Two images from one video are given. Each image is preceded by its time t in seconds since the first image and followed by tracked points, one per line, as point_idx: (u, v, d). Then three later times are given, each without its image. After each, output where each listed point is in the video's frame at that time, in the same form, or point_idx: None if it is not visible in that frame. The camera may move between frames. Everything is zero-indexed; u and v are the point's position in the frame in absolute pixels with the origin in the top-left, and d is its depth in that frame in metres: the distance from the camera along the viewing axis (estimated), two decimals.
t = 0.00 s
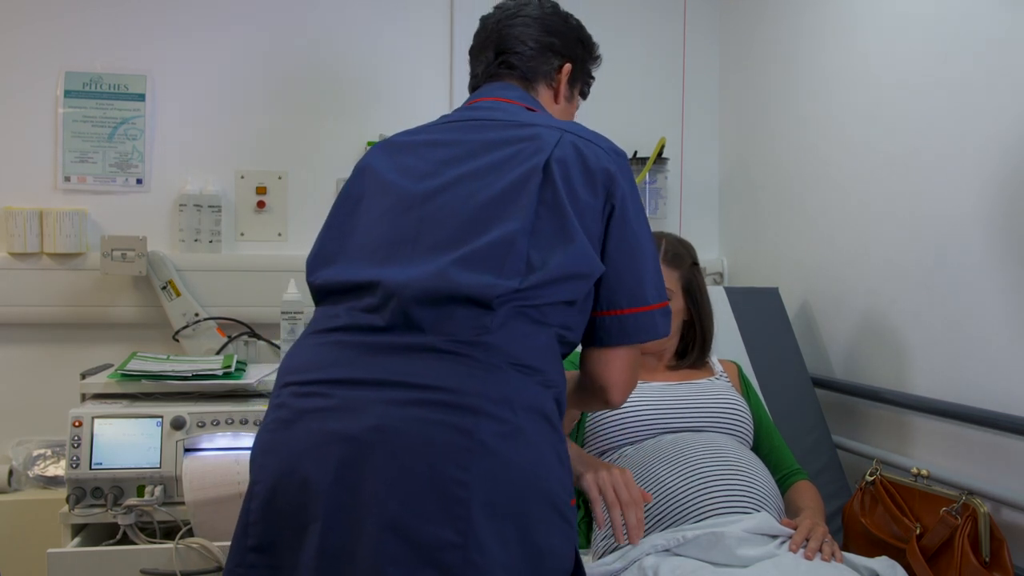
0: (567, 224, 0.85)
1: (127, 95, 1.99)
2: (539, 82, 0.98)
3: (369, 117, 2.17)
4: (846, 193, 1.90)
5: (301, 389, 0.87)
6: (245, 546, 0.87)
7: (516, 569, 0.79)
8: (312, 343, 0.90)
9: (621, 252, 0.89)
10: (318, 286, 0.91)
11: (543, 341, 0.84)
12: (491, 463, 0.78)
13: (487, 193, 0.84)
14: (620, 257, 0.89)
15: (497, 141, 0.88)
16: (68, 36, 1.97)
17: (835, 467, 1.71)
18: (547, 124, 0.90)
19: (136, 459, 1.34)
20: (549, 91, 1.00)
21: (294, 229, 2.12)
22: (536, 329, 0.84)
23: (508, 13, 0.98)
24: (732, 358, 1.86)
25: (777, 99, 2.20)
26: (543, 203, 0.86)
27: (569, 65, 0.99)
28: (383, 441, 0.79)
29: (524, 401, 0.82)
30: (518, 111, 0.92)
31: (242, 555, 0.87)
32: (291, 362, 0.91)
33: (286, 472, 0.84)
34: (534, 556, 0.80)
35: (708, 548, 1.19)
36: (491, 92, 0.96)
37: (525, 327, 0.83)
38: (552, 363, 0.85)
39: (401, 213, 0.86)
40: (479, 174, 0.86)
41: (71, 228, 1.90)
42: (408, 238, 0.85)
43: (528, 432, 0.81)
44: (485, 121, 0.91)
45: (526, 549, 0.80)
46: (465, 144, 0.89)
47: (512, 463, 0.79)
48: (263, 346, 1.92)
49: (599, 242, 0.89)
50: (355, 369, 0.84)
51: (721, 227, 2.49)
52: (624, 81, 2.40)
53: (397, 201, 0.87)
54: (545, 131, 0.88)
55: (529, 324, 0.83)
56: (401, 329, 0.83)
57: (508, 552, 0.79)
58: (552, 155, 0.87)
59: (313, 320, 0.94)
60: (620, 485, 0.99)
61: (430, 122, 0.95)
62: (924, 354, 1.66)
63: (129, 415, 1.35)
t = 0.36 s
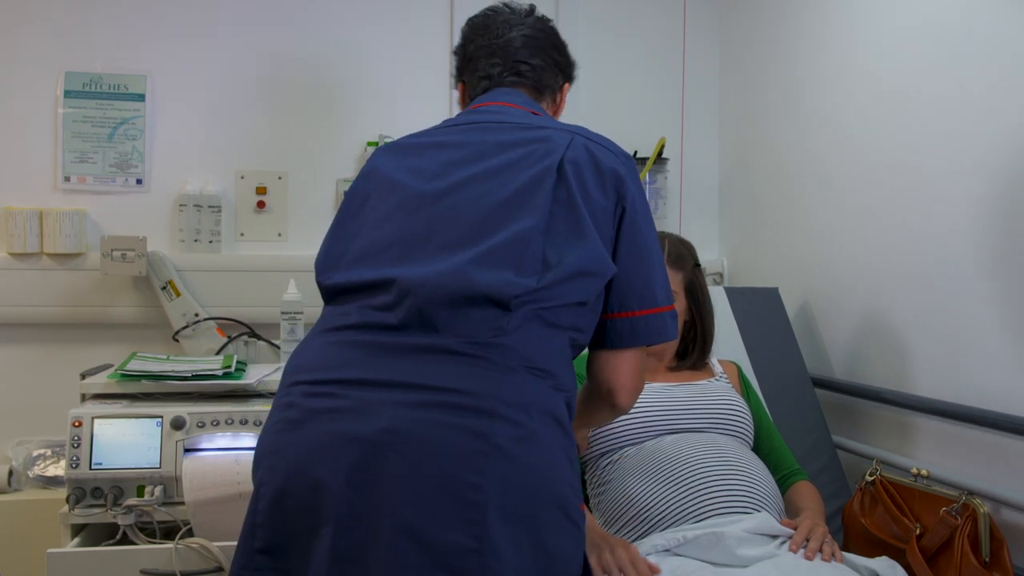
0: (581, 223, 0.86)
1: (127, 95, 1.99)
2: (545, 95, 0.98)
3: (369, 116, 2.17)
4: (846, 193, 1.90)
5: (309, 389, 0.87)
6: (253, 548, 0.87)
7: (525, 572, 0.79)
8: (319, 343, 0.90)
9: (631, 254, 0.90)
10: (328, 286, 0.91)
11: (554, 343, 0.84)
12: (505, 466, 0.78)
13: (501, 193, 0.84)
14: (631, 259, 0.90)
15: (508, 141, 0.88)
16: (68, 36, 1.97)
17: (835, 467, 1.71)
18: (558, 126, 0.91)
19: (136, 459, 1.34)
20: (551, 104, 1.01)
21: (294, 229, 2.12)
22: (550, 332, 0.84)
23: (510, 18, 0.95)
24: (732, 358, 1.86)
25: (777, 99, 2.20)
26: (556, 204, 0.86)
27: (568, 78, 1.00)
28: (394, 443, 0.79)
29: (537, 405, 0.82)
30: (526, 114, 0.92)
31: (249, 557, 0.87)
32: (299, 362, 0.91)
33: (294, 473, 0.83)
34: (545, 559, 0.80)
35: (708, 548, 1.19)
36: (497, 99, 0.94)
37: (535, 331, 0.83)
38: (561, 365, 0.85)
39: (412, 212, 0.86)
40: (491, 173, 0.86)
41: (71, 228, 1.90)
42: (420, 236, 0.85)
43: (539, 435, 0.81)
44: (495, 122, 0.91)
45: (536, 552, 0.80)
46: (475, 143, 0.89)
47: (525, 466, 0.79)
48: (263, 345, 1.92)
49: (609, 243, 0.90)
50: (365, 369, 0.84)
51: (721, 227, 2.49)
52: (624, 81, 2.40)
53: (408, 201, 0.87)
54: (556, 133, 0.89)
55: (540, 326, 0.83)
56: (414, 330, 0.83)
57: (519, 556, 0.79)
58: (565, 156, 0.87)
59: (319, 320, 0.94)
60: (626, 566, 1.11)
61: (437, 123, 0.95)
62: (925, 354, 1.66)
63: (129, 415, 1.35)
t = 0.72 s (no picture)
0: (557, 208, 0.86)
1: (127, 95, 1.99)
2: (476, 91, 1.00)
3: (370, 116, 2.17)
4: (846, 193, 1.90)
5: (294, 396, 0.84)
6: (247, 556, 0.84)
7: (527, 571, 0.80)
8: (295, 352, 0.87)
9: (604, 233, 0.91)
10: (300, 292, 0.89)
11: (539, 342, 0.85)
12: (508, 464, 0.79)
13: (476, 185, 0.83)
14: (601, 236, 0.91)
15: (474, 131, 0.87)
16: (68, 36, 1.97)
17: (835, 467, 1.71)
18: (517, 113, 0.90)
19: (136, 459, 1.34)
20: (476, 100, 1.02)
21: (294, 229, 2.12)
22: (537, 327, 0.85)
23: (447, 11, 0.94)
24: (732, 358, 1.86)
25: (777, 99, 2.20)
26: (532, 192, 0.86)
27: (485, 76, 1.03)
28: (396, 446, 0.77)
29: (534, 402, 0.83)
30: (481, 105, 0.91)
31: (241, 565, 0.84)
32: (281, 368, 0.87)
33: (294, 478, 0.80)
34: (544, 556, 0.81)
35: (708, 548, 1.19)
36: (444, 94, 0.93)
37: (523, 329, 0.83)
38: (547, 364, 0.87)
39: (389, 213, 0.84)
40: (462, 166, 0.84)
41: (71, 228, 1.90)
42: (399, 235, 0.83)
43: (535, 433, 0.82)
44: (457, 114, 0.89)
45: (537, 551, 0.81)
46: (442, 138, 0.87)
47: (526, 462, 0.80)
48: (264, 346, 1.92)
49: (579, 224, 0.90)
50: (352, 373, 0.81)
51: (721, 227, 2.49)
52: (624, 80, 2.40)
53: (381, 201, 0.85)
54: (515, 120, 0.89)
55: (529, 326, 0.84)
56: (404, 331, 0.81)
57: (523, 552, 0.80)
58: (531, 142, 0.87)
59: (296, 328, 0.91)
60: None
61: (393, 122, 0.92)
62: (925, 354, 1.66)
63: (129, 415, 1.35)
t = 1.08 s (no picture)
0: (429, 199, 0.82)
1: (126, 95, 1.99)
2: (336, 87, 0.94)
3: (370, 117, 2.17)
4: (846, 193, 1.90)
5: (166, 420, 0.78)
6: None
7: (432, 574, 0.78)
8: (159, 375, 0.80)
9: (484, 216, 0.87)
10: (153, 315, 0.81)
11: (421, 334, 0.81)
12: (405, 468, 0.76)
13: (341, 185, 0.78)
14: (479, 218, 0.87)
15: (334, 126, 0.81)
16: (68, 36, 1.97)
17: (835, 467, 1.70)
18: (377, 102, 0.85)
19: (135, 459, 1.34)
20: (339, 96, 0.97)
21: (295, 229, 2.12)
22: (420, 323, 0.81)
23: (293, 6, 0.88)
24: (732, 358, 1.86)
25: (777, 99, 2.20)
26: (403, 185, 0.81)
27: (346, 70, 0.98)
28: (290, 457, 0.73)
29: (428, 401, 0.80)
30: (332, 99, 0.85)
31: None
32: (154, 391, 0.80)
33: (179, 498, 0.74)
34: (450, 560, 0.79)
35: (707, 547, 1.20)
36: (294, 93, 0.87)
37: (409, 325, 0.80)
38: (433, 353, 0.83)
39: (251, 221, 0.78)
40: (324, 165, 0.78)
41: (71, 228, 1.90)
42: (262, 243, 0.76)
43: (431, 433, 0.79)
44: (310, 111, 0.82)
45: (442, 555, 0.79)
46: (304, 137, 0.81)
47: (425, 465, 0.77)
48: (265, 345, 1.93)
49: (452, 211, 0.86)
50: (227, 389, 0.75)
51: (721, 227, 2.49)
52: (624, 80, 2.40)
53: (239, 210, 0.78)
54: (374, 109, 0.83)
55: (415, 321, 0.80)
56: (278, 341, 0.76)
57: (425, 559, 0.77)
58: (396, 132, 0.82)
59: (164, 355, 0.83)
60: None
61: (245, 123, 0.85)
62: (926, 353, 1.66)
63: (128, 415, 1.35)
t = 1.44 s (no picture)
0: (321, 184, 0.90)
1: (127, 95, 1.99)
2: (235, 92, 1.02)
3: (370, 117, 2.18)
4: (845, 193, 1.90)
5: (80, 415, 0.86)
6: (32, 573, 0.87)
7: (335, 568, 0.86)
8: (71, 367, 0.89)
9: (380, 200, 0.96)
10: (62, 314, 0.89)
11: (327, 326, 0.89)
12: (302, 463, 0.84)
13: (230, 179, 0.86)
14: (378, 203, 0.96)
15: (222, 123, 0.90)
16: (69, 36, 1.97)
17: (835, 467, 1.70)
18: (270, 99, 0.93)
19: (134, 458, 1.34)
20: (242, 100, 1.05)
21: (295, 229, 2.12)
22: (322, 311, 0.89)
23: (187, 20, 0.96)
24: (732, 358, 1.86)
25: (777, 99, 2.20)
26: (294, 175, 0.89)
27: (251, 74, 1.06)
28: (182, 455, 0.82)
29: (336, 398, 0.88)
30: (229, 99, 0.94)
31: None
32: (56, 391, 0.89)
33: (76, 502, 0.84)
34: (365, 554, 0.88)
35: (708, 548, 1.20)
36: (190, 98, 0.95)
37: (309, 319, 0.87)
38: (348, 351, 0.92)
39: (146, 219, 0.87)
40: (213, 164, 0.87)
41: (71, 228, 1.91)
42: (163, 239, 0.85)
43: (328, 430, 0.86)
44: (201, 112, 0.91)
45: (348, 551, 0.87)
46: (193, 137, 0.89)
47: (326, 462, 0.85)
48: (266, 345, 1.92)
49: (350, 198, 0.95)
50: (130, 388, 0.84)
51: (721, 227, 2.48)
52: (624, 80, 2.40)
53: (141, 208, 0.87)
54: (268, 105, 0.92)
55: (318, 310, 0.88)
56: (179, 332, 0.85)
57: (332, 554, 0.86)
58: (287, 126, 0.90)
59: (69, 352, 0.92)
60: None
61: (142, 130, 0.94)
62: (926, 353, 1.66)
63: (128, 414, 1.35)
